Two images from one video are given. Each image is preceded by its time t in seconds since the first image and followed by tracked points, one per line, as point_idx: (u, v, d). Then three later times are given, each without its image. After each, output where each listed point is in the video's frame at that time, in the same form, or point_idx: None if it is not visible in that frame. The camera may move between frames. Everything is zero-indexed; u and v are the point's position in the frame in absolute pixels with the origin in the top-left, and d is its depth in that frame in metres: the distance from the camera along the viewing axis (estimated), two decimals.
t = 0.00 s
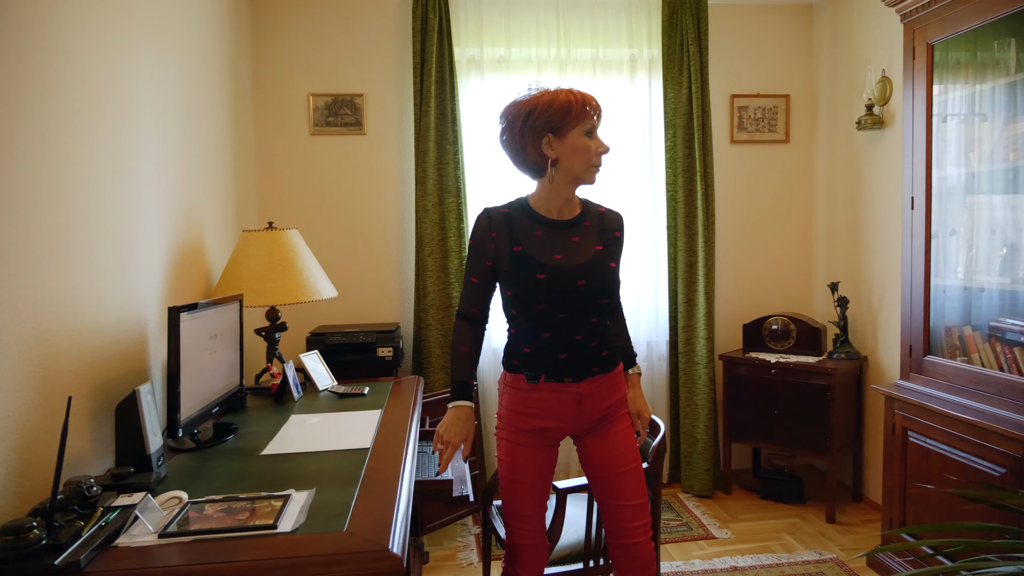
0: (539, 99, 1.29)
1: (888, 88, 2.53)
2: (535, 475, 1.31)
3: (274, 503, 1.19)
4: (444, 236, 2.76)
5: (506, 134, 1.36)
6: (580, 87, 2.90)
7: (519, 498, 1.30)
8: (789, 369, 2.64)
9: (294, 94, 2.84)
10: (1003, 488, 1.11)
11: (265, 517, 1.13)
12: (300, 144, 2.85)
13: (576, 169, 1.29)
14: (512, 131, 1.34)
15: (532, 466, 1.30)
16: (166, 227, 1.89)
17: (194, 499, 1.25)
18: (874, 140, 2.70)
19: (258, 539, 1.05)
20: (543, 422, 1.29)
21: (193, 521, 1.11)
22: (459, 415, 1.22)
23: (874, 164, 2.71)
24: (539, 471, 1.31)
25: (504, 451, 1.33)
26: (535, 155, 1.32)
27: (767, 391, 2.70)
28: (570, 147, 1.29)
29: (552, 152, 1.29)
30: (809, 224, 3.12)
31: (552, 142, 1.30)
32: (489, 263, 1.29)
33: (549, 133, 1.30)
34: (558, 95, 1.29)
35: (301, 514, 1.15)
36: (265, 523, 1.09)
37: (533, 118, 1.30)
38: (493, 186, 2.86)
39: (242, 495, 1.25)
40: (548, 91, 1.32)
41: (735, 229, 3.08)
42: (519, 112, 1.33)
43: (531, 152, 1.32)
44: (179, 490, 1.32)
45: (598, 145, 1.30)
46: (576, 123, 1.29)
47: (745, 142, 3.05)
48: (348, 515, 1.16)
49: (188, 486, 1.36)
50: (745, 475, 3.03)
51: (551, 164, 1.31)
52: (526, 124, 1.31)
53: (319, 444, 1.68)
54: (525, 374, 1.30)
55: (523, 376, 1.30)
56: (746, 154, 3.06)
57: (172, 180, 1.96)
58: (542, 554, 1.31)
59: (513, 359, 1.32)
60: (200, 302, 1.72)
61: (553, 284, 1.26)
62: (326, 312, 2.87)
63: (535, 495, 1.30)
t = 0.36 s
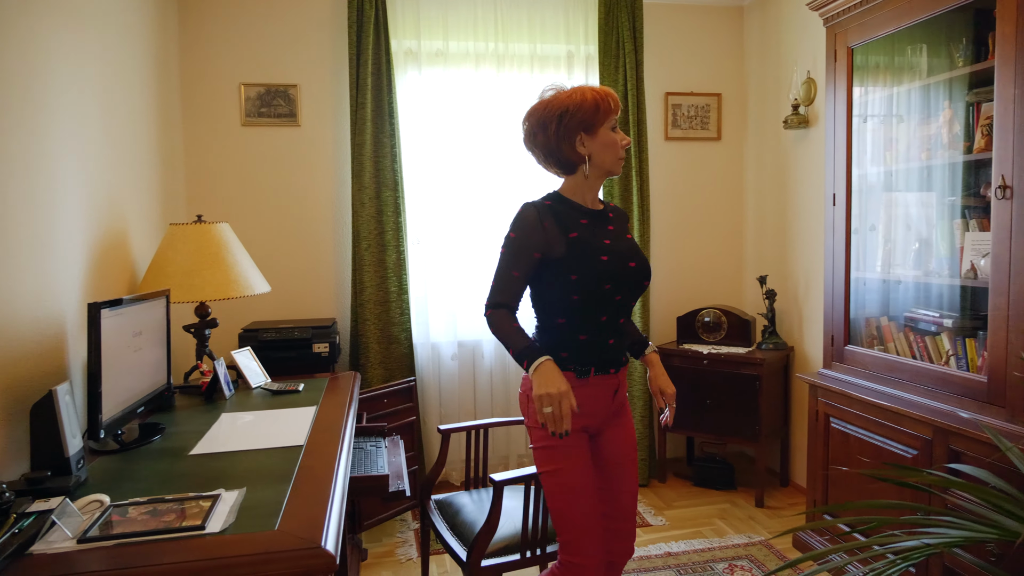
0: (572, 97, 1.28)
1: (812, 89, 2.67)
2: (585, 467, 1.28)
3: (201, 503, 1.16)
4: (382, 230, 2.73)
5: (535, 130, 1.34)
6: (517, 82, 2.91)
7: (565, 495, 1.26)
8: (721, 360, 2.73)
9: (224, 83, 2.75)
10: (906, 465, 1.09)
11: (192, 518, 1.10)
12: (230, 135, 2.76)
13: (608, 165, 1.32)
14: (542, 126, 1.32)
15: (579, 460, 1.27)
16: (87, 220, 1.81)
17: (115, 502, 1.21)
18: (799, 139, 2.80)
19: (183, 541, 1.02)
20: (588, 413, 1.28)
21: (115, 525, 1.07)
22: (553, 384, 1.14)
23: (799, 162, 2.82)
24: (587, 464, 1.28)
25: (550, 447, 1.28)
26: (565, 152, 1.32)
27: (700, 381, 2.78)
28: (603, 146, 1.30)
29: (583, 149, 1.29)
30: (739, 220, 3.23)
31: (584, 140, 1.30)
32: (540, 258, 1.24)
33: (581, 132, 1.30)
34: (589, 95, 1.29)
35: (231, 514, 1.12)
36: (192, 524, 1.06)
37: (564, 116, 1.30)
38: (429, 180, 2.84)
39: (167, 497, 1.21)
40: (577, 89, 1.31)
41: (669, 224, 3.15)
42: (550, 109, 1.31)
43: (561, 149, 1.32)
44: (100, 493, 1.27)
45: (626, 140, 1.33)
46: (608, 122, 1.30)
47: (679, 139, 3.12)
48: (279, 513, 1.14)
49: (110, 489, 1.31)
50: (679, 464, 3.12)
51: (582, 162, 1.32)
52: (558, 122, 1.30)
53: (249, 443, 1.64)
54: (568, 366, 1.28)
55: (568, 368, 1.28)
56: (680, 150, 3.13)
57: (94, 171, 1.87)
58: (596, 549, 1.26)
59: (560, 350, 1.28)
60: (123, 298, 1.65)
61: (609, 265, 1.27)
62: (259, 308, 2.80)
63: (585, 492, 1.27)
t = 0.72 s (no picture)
0: (608, 104, 1.38)
1: (747, 92, 2.73)
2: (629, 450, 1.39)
3: (130, 513, 1.13)
4: (322, 229, 2.69)
5: (566, 134, 1.43)
6: (459, 80, 2.90)
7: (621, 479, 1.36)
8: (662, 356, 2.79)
9: (154, 77, 2.64)
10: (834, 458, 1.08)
11: (120, 528, 1.07)
12: (162, 130, 2.66)
13: (634, 168, 1.43)
14: (577, 131, 1.41)
15: (623, 444, 1.37)
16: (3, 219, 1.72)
17: (35, 514, 1.15)
18: (735, 140, 2.87)
19: (110, 553, 1.00)
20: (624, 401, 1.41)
21: (37, 538, 1.03)
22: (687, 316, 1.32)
23: (734, 162, 2.90)
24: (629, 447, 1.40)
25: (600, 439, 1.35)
26: (596, 156, 1.42)
27: (642, 377, 2.83)
28: (631, 151, 1.41)
29: (615, 155, 1.40)
30: (679, 219, 3.30)
31: (617, 146, 1.40)
32: (608, 247, 1.34)
33: (613, 137, 1.40)
34: (621, 102, 1.38)
35: (161, 523, 1.10)
36: (119, 534, 1.04)
37: (596, 123, 1.39)
38: (370, 178, 2.80)
39: (92, 507, 1.16)
40: (607, 95, 1.39)
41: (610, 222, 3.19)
42: (583, 115, 1.39)
43: (593, 153, 1.42)
44: (19, 506, 1.22)
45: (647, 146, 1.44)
46: (636, 128, 1.41)
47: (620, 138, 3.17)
48: (213, 520, 1.12)
49: (29, 502, 1.26)
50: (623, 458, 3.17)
51: (609, 165, 1.43)
52: (592, 128, 1.39)
53: (180, 448, 1.59)
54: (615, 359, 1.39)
55: (615, 362, 1.39)
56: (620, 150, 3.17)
57: (12, 168, 1.78)
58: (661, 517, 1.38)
59: (593, 351, 1.37)
60: (44, 301, 1.57)
61: (658, 265, 1.42)
62: (194, 309, 2.71)
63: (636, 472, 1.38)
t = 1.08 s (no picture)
0: (650, 99, 1.46)
1: (688, 90, 2.76)
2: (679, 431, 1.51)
3: (54, 524, 1.11)
4: (262, 226, 2.63)
5: (606, 128, 1.49)
6: (402, 75, 2.87)
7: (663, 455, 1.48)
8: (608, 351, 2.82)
9: (81, 68, 2.53)
10: (767, 443, 1.07)
11: (43, 540, 1.05)
12: (90, 124, 2.56)
13: (664, 160, 1.55)
14: (621, 126, 1.47)
15: (673, 424, 1.48)
16: None
17: None
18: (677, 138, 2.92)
19: (33, 568, 0.98)
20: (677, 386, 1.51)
21: None
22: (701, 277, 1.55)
23: (675, 159, 2.94)
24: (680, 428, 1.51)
25: (653, 417, 1.47)
26: (633, 150, 1.50)
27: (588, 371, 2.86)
28: (663, 145, 1.52)
29: (654, 147, 1.49)
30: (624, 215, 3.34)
31: (656, 139, 1.50)
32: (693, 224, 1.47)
33: (651, 131, 1.49)
34: (656, 97, 1.48)
35: (87, 533, 1.09)
36: (42, 547, 1.02)
37: (637, 118, 1.47)
38: (311, 174, 2.75)
39: (13, 519, 1.13)
40: (644, 90, 1.47)
41: (556, 219, 3.21)
42: (626, 110, 1.46)
43: (632, 147, 1.50)
44: None
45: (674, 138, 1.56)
46: (666, 122, 1.52)
47: (566, 135, 3.18)
48: (145, 528, 1.12)
49: None
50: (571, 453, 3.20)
51: (644, 158, 1.52)
52: (637, 123, 1.47)
53: (109, 454, 1.53)
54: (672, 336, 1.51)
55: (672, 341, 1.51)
56: (565, 147, 3.19)
57: None
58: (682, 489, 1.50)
59: (658, 331, 1.48)
60: None
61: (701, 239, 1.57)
62: (128, 310, 2.62)
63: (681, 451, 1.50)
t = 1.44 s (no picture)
0: (656, 95, 1.56)
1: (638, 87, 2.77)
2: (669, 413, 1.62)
3: None
4: (206, 221, 2.57)
5: (612, 120, 1.58)
6: (350, 68, 2.82)
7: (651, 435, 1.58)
8: (559, 346, 2.83)
9: (10, 54, 2.41)
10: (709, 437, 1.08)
11: None
12: (20, 113, 2.44)
13: (665, 154, 1.64)
14: (627, 118, 1.57)
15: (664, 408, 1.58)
16: None
17: None
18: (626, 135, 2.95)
19: None
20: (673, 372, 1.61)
21: None
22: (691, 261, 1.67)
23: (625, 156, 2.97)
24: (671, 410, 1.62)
25: (645, 397, 1.57)
26: (637, 142, 1.60)
27: (540, 367, 2.87)
28: (664, 140, 1.62)
29: (657, 141, 1.58)
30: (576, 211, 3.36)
31: (659, 133, 1.59)
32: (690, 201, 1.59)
33: (654, 126, 1.58)
34: (659, 95, 1.57)
35: (13, 542, 1.06)
36: None
37: (641, 112, 1.56)
38: (256, 168, 2.68)
39: None
40: (649, 87, 1.57)
41: (508, 215, 3.21)
42: (632, 103, 1.56)
43: (636, 140, 1.59)
44: None
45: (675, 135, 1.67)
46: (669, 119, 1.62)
47: (518, 131, 3.18)
48: (77, 535, 1.09)
49: None
50: (524, 448, 3.22)
51: (646, 150, 1.62)
52: (642, 115, 1.56)
53: (39, 458, 1.47)
54: (671, 325, 1.59)
55: (671, 327, 1.59)
56: (517, 142, 3.19)
57: None
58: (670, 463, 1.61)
59: (654, 319, 1.57)
60: None
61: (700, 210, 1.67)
62: (63, 307, 2.52)
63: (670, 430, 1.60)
